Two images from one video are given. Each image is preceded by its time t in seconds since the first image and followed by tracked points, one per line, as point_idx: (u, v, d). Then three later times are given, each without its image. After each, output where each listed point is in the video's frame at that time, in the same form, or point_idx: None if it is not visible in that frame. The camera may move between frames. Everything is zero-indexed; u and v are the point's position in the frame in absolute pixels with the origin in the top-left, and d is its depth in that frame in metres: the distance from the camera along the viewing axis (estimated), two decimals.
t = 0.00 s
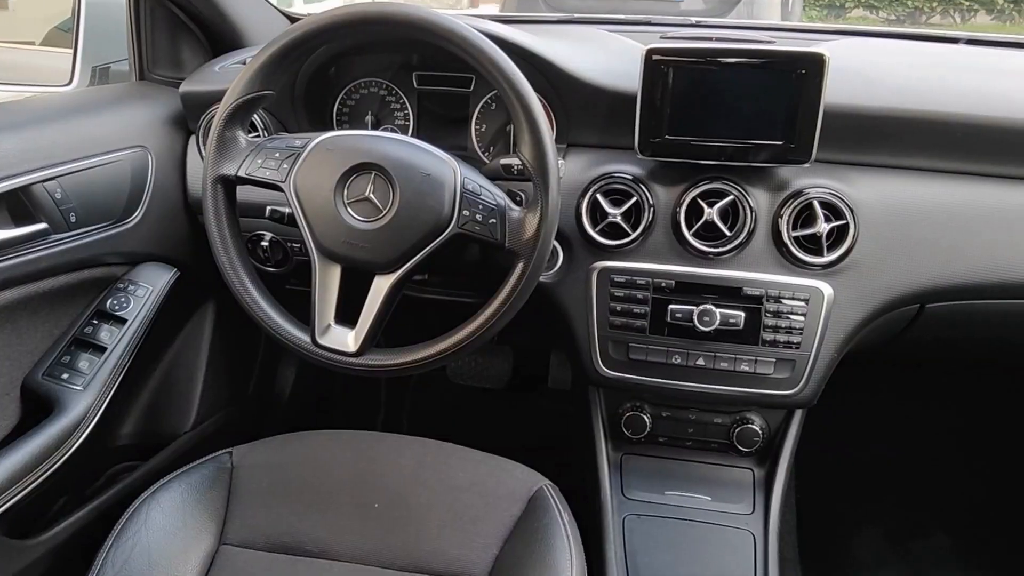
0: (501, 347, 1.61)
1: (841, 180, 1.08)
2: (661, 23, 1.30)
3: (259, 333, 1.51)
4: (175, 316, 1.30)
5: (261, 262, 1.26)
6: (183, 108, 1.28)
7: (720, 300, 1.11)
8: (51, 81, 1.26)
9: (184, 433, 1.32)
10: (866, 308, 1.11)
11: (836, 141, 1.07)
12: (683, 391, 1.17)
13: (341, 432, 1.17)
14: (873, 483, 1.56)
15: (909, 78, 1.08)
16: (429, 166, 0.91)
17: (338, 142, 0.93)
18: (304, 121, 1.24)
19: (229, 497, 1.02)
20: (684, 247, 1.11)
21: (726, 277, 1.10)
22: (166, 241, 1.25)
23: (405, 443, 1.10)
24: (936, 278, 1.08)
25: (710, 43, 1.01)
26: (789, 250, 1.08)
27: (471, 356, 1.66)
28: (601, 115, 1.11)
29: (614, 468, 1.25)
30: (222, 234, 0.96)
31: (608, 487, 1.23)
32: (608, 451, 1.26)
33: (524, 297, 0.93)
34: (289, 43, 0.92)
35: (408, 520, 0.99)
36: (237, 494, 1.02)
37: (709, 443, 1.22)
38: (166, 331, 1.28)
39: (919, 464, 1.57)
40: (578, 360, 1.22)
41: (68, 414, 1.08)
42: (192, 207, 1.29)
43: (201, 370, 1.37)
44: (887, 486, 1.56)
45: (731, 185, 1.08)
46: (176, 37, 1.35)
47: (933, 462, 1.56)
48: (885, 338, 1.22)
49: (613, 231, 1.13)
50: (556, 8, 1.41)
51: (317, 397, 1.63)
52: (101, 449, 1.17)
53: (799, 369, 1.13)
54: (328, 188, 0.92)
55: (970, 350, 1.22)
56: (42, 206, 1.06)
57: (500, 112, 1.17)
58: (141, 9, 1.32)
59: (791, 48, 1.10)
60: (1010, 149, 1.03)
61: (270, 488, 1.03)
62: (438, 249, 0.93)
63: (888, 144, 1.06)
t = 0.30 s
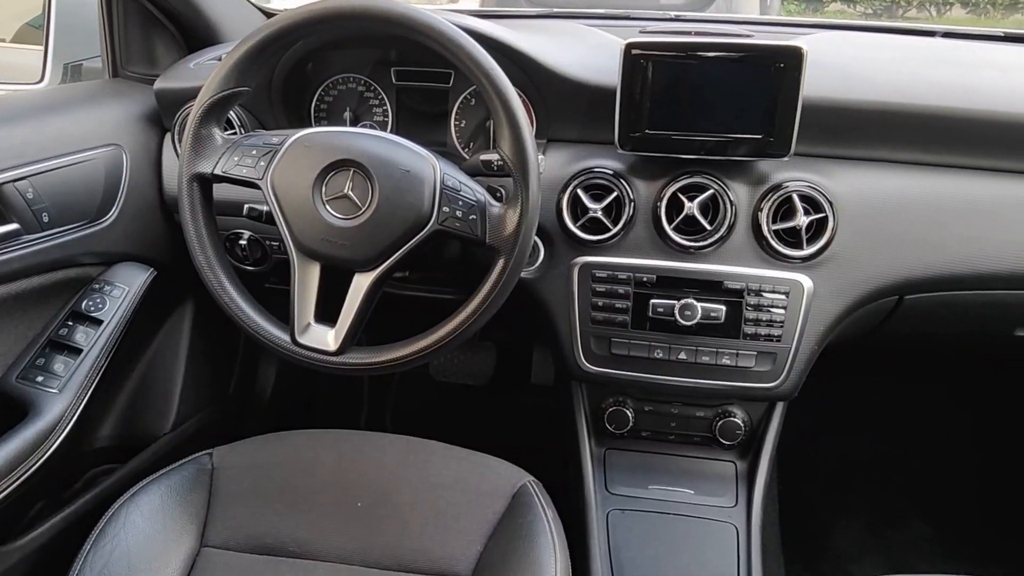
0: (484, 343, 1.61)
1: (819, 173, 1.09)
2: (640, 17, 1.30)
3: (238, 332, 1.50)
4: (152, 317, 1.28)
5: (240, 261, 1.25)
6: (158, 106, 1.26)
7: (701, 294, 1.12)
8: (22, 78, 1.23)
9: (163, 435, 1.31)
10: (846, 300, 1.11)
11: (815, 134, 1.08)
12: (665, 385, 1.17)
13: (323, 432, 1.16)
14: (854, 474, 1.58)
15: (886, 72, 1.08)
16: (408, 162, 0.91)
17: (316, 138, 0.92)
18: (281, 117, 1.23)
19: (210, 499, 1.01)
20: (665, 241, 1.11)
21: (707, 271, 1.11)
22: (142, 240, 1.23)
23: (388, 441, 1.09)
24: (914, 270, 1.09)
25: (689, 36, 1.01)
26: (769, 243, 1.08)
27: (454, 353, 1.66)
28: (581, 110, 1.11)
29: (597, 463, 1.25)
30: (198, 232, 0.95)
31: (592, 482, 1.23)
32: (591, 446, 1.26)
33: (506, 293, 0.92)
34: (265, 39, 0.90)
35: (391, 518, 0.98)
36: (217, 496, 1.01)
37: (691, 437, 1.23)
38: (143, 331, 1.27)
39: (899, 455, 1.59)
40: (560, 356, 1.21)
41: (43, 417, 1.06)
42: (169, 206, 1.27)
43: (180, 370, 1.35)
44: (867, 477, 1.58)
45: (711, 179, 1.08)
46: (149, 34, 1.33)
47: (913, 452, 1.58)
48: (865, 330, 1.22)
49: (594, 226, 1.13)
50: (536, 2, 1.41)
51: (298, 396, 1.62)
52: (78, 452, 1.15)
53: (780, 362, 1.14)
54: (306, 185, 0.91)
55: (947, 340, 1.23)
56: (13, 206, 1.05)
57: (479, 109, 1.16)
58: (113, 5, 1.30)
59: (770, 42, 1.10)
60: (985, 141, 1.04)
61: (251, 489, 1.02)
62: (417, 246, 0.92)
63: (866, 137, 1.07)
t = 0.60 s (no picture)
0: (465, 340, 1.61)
1: (796, 168, 1.10)
2: (618, 12, 1.30)
3: (217, 333, 1.49)
4: (129, 318, 1.27)
5: (217, 261, 1.24)
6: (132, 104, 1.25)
7: (681, 289, 1.12)
8: None
9: (142, 438, 1.30)
10: (823, 294, 1.12)
11: (791, 129, 1.08)
12: (647, 380, 1.17)
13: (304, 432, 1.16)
14: (834, 465, 1.59)
15: (862, 66, 1.09)
16: (386, 160, 0.90)
17: (292, 137, 0.92)
18: (258, 117, 1.21)
19: (190, 502, 1.00)
20: (645, 237, 1.11)
21: (687, 266, 1.11)
22: (117, 241, 1.22)
23: (369, 441, 1.09)
24: (890, 263, 1.10)
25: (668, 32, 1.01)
26: (747, 238, 1.09)
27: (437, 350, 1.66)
28: (559, 106, 1.11)
29: (579, 459, 1.25)
30: (174, 233, 0.94)
31: (574, 478, 1.23)
32: (574, 442, 1.26)
33: (485, 291, 0.92)
34: (240, 37, 0.90)
35: (372, 518, 0.98)
36: (197, 499, 1.00)
37: (672, 431, 1.24)
38: (120, 333, 1.25)
39: (878, 445, 1.60)
40: (541, 352, 1.21)
41: (17, 423, 1.05)
42: (144, 206, 1.26)
43: (158, 372, 1.34)
44: (847, 468, 1.59)
45: (689, 174, 1.09)
46: (121, 31, 1.32)
47: (891, 442, 1.60)
48: (843, 322, 1.23)
49: (574, 222, 1.13)
50: None
51: (279, 396, 1.61)
52: (55, 457, 1.14)
53: (760, 356, 1.15)
54: (282, 184, 0.91)
55: (924, 332, 1.24)
56: None
57: (457, 106, 1.16)
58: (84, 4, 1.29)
59: (747, 37, 1.11)
60: (959, 134, 1.05)
61: (232, 491, 1.01)
62: (396, 244, 0.92)
63: (842, 131, 1.07)
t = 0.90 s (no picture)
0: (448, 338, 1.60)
1: (776, 163, 1.10)
2: (597, 8, 1.30)
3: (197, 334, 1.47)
4: (106, 320, 1.25)
5: (196, 262, 1.22)
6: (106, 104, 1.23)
7: (663, 285, 1.12)
8: None
9: (121, 442, 1.28)
10: (803, 288, 1.13)
11: (771, 124, 1.09)
12: (630, 376, 1.18)
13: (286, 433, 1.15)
14: (816, 457, 1.60)
15: (840, 61, 1.10)
16: (365, 159, 0.90)
17: (271, 136, 0.91)
18: (235, 115, 1.20)
19: (171, 506, 0.99)
20: (626, 233, 1.11)
21: (669, 261, 1.11)
22: (93, 243, 1.20)
23: (352, 441, 1.08)
24: (869, 257, 1.11)
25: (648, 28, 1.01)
26: (728, 233, 1.09)
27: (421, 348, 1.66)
28: (539, 103, 1.11)
29: (564, 456, 1.25)
30: (151, 234, 0.93)
31: (559, 475, 1.23)
32: (558, 439, 1.26)
33: (468, 290, 0.92)
34: (216, 35, 0.88)
35: (357, 519, 0.97)
36: (179, 502, 0.99)
37: (656, 426, 1.24)
38: (97, 336, 1.24)
39: (859, 437, 1.62)
40: (524, 349, 1.21)
41: None
42: (120, 207, 1.24)
43: (137, 375, 1.33)
44: (829, 459, 1.60)
45: (670, 170, 1.09)
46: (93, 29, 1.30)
47: (871, 434, 1.61)
48: (823, 316, 1.24)
49: (556, 219, 1.12)
50: None
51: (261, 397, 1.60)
52: (32, 463, 1.12)
53: (742, 350, 1.15)
54: (261, 184, 0.90)
55: (904, 324, 1.25)
56: None
57: (437, 103, 1.15)
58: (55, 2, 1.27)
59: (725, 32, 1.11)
60: (936, 127, 1.06)
61: (214, 494, 1.00)
62: (377, 244, 0.91)
63: (821, 126, 1.08)
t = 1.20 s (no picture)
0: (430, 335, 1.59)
1: (754, 157, 1.11)
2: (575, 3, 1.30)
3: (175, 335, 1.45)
4: (82, 322, 1.24)
5: (173, 262, 1.21)
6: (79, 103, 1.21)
7: (644, 280, 1.12)
8: None
9: (99, 445, 1.27)
10: (782, 281, 1.14)
11: (749, 118, 1.09)
12: (612, 370, 1.18)
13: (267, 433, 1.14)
14: (797, 449, 1.62)
15: (817, 55, 1.11)
16: (344, 156, 0.89)
17: (248, 133, 0.90)
18: (211, 112, 1.17)
19: (151, 509, 0.98)
20: (607, 228, 1.11)
21: (650, 256, 1.11)
22: (67, 243, 1.18)
23: (334, 441, 1.08)
24: (847, 250, 1.12)
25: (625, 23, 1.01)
26: (708, 227, 1.10)
27: (402, 346, 1.65)
28: (518, 99, 1.10)
29: (547, 451, 1.25)
30: (127, 234, 0.92)
31: (542, 471, 1.23)
32: (541, 435, 1.26)
33: (449, 286, 0.91)
34: (189, 31, 0.87)
35: (340, 519, 0.97)
36: (160, 505, 0.98)
37: (639, 421, 1.24)
38: (73, 337, 1.22)
39: (839, 428, 1.63)
40: (506, 345, 1.21)
41: None
42: (95, 207, 1.22)
43: (115, 377, 1.31)
44: (810, 450, 1.61)
45: (650, 164, 1.09)
46: (64, 26, 1.27)
47: (851, 425, 1.63)
48: (802, 308, 1.25)
49: (536, 215, 1.12)
50: None
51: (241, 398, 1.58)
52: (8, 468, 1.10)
53: (723, 344, 1.16)
54: (238, 183, 0.89)
55: (882, 316, 1.27)
56: None
57: (416, 99, 1.15)
58: None
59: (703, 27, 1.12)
60: (912, 120, 1.07)
61: (194, 496, 0.99)
62: (357, 241, 0.91)
63: (798, 120, 1.09)
